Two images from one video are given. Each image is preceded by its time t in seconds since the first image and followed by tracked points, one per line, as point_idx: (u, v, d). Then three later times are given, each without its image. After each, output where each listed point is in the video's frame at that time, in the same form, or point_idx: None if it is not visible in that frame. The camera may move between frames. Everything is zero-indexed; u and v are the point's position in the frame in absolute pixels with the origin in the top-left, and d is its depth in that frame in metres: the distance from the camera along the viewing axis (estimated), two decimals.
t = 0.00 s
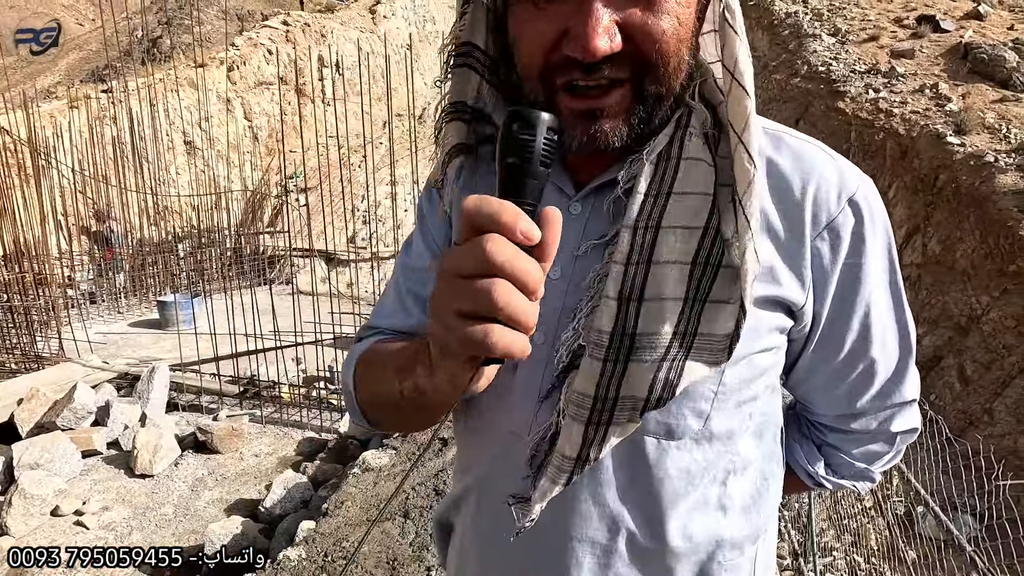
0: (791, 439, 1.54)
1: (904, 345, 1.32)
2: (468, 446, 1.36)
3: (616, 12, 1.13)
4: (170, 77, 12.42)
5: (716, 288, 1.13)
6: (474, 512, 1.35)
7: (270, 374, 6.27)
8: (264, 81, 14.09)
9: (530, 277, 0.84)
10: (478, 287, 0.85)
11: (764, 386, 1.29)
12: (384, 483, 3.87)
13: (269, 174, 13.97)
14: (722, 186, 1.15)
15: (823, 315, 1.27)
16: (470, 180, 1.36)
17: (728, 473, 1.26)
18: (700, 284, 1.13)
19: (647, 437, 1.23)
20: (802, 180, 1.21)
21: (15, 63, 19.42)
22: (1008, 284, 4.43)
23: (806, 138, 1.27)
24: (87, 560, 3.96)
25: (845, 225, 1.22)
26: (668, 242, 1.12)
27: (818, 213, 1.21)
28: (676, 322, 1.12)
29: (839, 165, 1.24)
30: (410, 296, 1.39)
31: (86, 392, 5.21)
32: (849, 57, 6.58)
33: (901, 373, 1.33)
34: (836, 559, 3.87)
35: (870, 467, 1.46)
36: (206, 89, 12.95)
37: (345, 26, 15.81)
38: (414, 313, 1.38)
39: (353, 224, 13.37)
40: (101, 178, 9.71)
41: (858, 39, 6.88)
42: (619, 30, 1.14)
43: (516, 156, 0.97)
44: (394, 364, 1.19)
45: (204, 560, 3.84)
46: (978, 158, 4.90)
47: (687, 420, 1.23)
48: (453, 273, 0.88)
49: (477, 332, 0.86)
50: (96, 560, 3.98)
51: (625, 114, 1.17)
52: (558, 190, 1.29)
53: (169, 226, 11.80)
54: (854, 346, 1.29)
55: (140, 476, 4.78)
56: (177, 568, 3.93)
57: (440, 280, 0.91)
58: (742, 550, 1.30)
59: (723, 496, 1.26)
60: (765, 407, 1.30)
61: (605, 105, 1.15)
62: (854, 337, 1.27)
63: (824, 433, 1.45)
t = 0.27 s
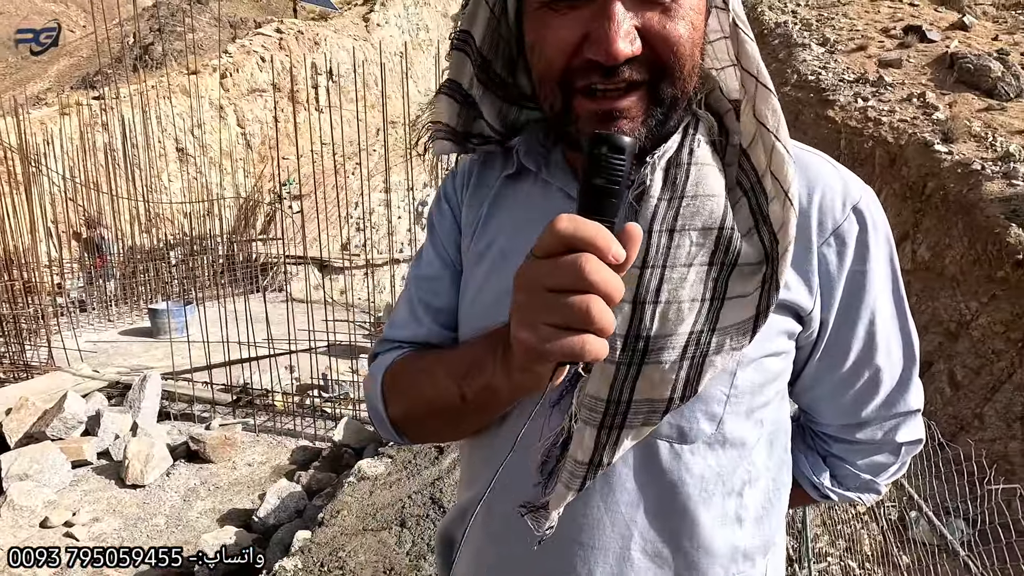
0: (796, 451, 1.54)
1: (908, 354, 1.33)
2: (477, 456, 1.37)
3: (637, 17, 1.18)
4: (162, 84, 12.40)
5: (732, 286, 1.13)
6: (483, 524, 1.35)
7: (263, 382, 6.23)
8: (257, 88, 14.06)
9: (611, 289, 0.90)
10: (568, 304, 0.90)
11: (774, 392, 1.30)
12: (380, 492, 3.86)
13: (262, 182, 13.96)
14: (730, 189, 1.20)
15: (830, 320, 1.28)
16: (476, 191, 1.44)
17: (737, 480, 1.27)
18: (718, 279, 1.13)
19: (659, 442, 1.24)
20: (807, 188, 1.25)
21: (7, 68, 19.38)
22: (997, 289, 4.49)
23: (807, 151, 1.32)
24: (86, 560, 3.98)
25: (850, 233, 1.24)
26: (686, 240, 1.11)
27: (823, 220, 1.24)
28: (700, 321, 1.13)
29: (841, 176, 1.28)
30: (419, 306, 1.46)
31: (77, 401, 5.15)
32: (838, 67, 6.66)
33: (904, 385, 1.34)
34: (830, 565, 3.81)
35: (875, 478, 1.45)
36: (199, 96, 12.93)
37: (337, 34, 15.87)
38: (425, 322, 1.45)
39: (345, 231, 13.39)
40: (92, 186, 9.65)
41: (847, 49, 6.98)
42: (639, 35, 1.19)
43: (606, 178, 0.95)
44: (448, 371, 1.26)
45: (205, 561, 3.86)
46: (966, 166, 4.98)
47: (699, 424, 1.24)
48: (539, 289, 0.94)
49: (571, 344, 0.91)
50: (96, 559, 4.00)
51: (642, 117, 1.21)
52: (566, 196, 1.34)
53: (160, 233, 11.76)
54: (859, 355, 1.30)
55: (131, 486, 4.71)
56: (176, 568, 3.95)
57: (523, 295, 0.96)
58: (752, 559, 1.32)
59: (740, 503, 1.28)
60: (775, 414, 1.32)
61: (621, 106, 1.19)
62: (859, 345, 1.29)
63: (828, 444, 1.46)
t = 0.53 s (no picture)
0: (785, 476, 1.63)
1: (893, 382, 1.43)
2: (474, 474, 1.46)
3: (624, 58, 1.27)
4: (153, 92, 12.35)
5: (718, 314, 1.24)
6: (475, 544, 1.44)
7: (255, 392, 6.18)
8: (250, 96, 14.02)
9: (623, 316, 1.06)
10: (587, 328, 1.05)
11: (761, 418, 1.39)
12: (374, 505, 3.85)
13: (254, 190, 13.94)
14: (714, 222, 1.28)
15: (816, 348, 1.38)
16: (470, 218, 1.55)
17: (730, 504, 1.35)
18: (704, 304, 1.24)
19: (649, 465, 1.32)
20: (792, 220, 1.34)
21: None
22: (984, 297, 4.51)
23: (791, 180, 1.40)
24: (87, 560, 4.05)
25: (833, 263, 1.33)
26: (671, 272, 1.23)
27: (808, 251, 1.33)
28: (686, 347, 1.23)
29: (824, 208, 1.37)
30: (415, 330, 1.56)
31: (66, 413, 5.09)
32: (827, 77, 6.73)
33: (888, 412, 1.44)
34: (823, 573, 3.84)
35: (863, 505, 1.54)
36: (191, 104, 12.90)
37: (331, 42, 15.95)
38: (419, 345, 1.55)
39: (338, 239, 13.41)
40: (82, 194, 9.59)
41: (835, 59, 7.04)
42: (626, 74, 1.27)
43: (622, 214, 1.13)
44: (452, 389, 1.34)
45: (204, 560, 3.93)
46: (952, 176, 5.04)
47: (687, 448, 1.32)
48: (558, 311, 1.08)
49: (589, 362, 1.06)
50: (96, 560, 4.07)
51: (629, 150, 1.30)
52: (559, 224, 1.42)
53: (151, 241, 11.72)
54: (844, 382, 1.40)
55: (120, 499, 4.65)
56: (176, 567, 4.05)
57: (543, 318, 1.10)
58: None
59: (730, 529, 1.35)
60: (762, 439, 1.40)
61: (611, 139, 1.28)
62: (844, 373, 1.38)
63: (817, 470, 1.55)
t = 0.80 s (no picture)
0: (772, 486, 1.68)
1: (876, 391, 1.50)
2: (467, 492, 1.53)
3: (601, 73, 1.32)
4: (145, 98, 12.29)
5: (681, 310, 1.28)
6: (463, 559, 1.52)
7: (247, 401, 6.13)
8: (242, 102, 13.96)
9: (607, 351, 1.09)
10: (573, 364, 1.08)
11: (747, 428, 1.44)
12: (368, 514, 3.83)
13: (246, 196, 13.88)
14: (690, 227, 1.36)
15: (798, 357, 1.44)
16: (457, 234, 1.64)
17: (717, 512, 1.41)
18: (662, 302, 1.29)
19: (635, 474, 1.38)
20: (774, 231, 1.40)
21: None
22: (972, 302, 4.56)
23: (771, 192, 1.47)
24: (87, 560, 4.07)
25: (814, 272, 1.40)
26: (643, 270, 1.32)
27: (790, 261, 1.40)
28: (642, 337, 1.26)
29: (805, 219, 1.44)
30: (403, 343, 1.64)
31: (54, 422, 5.01)
32: (816, 85, 6.79)
33: (872, 421, 1.50)
34: None
35: (850, 515, 1.60)
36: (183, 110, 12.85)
37: (324, 49, 15.96)
38: (406, 357, 1.63)
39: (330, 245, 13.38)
40: (72, 200, 9.51)
41: (824, 68, 7.08)
42: (603, 88, 1.32)
43: (595, 242, 1.21)
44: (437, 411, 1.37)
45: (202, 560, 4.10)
46: (940, 182, 5.10)
47: (674, 459, 1.37)
48: (542, 345, 1.10)
49: (576, 396, 1.09)
50: (96, 560, 4.09)
51: (609, 161, 1.35)
52: (544, 237, 1.51)
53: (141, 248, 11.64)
54: (828, 392, 1.46)
55: (109, 510, 4.58)
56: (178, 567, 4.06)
57: (527, 352, 1.11)
58: None
59: (713, 537, 1.41)
60: (748, 448, 1.46)
61: (591, 152, 1.33)
62: (828, 382, 1.45)
63: (804, 480, 1.61)
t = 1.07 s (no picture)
0: (759, 491, 1.79)
1: (855, 395, 1.61)
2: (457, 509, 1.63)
3: (576, 90, 1.52)
4: (137, 103, 12.21)
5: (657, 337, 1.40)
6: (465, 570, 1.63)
7: (240, 408, 6.07)
8: (236, 107, 13.88)
9: (587, 377, 1.23)
10: (554, 390, 1.22)
11: (732, 435, 1.56)
12: (363, 521, 3.80)
13: (239, 202, 13.80)
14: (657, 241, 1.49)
15: (779, 365, 1.56)
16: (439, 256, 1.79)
17: (707, 516, 1.53)
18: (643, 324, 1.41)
19: (622, 487, 1.49)
20: (752, 241, 1.52)
21: None
22: (962, 306, 4.61)
23: (751, 203, 1.59)
24: (87, 560, 4.10)
25: (791, 281, 1.51)
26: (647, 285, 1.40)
27: (768, 271, 1.51)
28: (629, 358, 1.38)
29: (781, 231, 1.55)
30: (391, 361, 1.80)
31: (44, 430, 4.96)
32: (807, 91, 6.84)
33: (853, 424, 1.60)
34: None
35: (835, 517, 1.71)
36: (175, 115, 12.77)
37: (317, 54, 15.92)
38: (394, 376, 1.79)
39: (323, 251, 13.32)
40: (62, 206, 9.43)
41: (815, 74, 7.13)
42: (579, 104, 1.51)
43: (575, 265, 1.29)
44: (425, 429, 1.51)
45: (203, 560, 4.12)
46: (929, 188, 5.16)
47: (660, 471, 1.48)
48: (525, 371, 1.24)
49: (556, 419, 1.22)
50: (96, 560, 4.11)
51: (588, 172, 1.54)
52: (527, 254, 1.65)
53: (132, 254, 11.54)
54: (810, 396, 1.57)
55: (100, 519, 4.52)
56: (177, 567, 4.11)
57: (511, 376, 1.25)
58: None
59: (705, 548, 1.53)
60: (735, 456, 1.58)
61: (571, 165, 1.52)
62: (809, 389, 1.56)
63: (790, 484, 1.72)
